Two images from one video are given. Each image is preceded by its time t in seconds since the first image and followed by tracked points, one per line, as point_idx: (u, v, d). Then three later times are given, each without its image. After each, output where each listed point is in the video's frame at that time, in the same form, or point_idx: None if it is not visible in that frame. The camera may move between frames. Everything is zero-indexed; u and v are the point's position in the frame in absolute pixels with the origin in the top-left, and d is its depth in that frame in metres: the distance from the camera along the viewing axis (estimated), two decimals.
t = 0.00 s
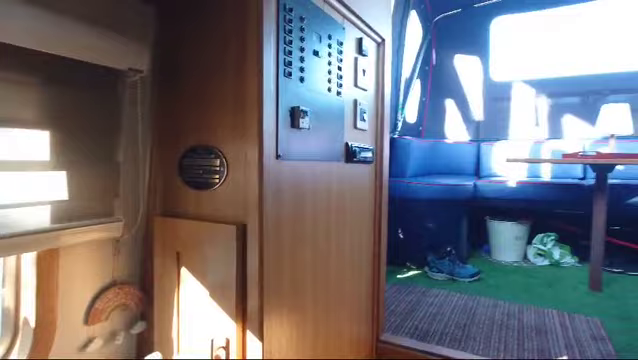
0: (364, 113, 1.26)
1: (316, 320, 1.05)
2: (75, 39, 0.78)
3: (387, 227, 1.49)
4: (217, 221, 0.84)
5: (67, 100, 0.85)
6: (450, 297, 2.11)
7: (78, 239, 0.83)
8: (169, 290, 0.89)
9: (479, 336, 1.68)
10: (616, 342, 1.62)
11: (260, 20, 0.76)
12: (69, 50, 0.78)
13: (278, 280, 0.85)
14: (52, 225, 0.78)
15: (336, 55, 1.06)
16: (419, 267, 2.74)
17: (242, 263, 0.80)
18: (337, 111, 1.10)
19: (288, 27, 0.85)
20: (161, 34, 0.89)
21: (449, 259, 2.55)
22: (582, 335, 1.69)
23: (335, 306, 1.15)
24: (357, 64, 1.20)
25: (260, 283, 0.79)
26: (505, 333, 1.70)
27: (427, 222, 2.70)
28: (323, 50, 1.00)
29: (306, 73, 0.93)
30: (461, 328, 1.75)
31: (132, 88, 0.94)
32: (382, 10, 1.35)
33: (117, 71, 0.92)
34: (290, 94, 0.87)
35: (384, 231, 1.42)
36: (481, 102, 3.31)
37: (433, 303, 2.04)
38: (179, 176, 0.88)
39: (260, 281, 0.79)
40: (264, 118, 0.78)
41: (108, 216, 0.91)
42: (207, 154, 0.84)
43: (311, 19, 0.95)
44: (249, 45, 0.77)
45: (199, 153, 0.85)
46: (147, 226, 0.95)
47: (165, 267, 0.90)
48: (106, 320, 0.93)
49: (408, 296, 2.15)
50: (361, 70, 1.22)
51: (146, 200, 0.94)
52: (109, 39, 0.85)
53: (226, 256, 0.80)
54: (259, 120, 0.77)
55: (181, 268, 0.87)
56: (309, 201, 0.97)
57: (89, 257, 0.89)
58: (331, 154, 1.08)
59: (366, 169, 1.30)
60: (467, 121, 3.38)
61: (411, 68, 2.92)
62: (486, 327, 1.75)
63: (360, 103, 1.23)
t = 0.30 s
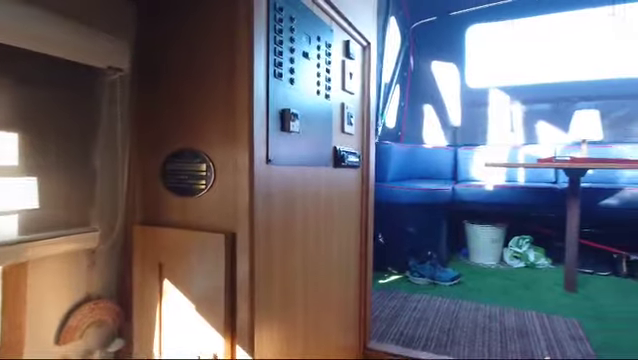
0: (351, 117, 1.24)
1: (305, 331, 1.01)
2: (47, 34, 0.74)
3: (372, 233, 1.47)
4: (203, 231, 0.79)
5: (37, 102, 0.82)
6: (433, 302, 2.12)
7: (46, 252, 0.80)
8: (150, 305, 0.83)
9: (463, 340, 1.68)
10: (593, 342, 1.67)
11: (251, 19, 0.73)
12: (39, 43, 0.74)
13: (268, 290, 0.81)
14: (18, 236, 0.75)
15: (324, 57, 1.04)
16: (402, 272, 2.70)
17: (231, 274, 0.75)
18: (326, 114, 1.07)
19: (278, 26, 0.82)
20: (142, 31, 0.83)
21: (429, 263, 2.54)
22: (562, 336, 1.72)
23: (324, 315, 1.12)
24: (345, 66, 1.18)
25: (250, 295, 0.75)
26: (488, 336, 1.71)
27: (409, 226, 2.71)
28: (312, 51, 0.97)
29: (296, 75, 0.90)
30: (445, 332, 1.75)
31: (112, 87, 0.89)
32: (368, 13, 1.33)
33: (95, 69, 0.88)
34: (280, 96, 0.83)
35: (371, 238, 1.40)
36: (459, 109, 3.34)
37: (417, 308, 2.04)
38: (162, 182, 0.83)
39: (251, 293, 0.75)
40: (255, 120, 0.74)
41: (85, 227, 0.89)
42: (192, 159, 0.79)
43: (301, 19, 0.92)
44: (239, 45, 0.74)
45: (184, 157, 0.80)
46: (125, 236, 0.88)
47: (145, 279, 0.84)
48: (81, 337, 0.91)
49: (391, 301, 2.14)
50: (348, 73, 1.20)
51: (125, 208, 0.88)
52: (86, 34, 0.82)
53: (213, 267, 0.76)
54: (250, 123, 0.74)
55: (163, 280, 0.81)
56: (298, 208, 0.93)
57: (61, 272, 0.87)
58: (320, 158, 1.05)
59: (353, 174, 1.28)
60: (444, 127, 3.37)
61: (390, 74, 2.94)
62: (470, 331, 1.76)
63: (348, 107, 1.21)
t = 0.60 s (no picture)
0: (339, 119, 1.19)
1: (294, 347, 0.94)
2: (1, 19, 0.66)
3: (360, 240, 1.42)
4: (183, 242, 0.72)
5: None
6: (418, 308, 2.08)
7: None
8: (120, 324, 0.74)
9: (451, 346, 1.65)
10: (578, 345, 1.67)
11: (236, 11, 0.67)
12: None
13: (255, 304, 0.75)
14: None
15: (313, 55, 0.98)
16: (384, 278, 2.62)
17: (215, 289, 0.69)
18: (314, 115, 1.01)
19: (266, 19, 0.76)
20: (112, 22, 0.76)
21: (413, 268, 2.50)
22: (547, 340, 1.71)
23: (313, 328, 1.05)
24: (333, 66, 1.12)
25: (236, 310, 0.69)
26: (475, 343, 1.69)
27: (393, 232, 2.68)
28: (301, 48, 0.92)
29: (285, 72, 0.85)
30: (432, 339, 1.72)
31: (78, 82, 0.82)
32: (355, 12, 1.29)
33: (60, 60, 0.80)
34: (268, 94, 0.77)
35: (358, 244, 1.35)
36: (439, 114, 3.37)
37: (403, 315, 1.99)
38: (135, 187, 0.75)
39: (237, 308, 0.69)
40: (241, 120, 0.68)
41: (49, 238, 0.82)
42: (170, 162, 0.72)
43: (289, 13, 0.87)
44: (222, 37, 0.68)
45: (161, 160, 0.73)
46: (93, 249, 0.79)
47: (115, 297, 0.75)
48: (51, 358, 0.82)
49: (376, 309, 2.09)
50: (336, 73, 1.15)
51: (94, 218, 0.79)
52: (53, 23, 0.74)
53: (195, 282, 0.69)
54: (237, 123, 0.68)
55: (137, 297, 0.73)
56: (285, 215, 0.87)
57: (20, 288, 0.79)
58: (308, 162, 0.99)
59: (341, 179, 1.23)
60: (425, 130, 3.40)
61: (372, 78, 2.92)
62: (457, 338, 1.73)
63: (336, 109, 1.16)
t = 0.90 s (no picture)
0: (325, 128, 1.14)
1: None
2: None
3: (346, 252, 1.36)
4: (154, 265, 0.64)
5: None
6: (403, 320, 2.04)
7: None
8: (82, 359, 0.66)
9: None
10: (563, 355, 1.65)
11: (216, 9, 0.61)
12: None
13: (235, 332, 0.68)
14: None
15: (297, 60, 0.93)
16: (367, 288, 2.56)
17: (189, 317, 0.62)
18: (299, 124, 0.96)
19: (248, 20, 0.70)
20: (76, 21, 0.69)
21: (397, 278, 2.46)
22: (533, 350, 1.69)
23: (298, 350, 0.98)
24: (318, 72, 1.07)
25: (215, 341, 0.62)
26: (462, 355, 1.65)
27: (376, 240, 2.64)
28: (285, 52, 0.86)
29: (268, 78, 0.78)
30: (419, 352, 1.67)
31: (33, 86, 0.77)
32: (340, 16, 1.24)
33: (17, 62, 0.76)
34: (250, 101, 0.71)
35: (345, 257, 1.29)
36: (421, 122, 3.37)
37: (388, 328, 1.94)
38: (100, 205, 0.67)
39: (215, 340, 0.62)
40: (220, 130, 0.62)
41: None
42: (140, 176, 0.65)
43: (272, 14, 0.81)
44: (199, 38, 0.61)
45: (129, 175, 0.65)
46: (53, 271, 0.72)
47: (77, 328, 0.66)
48: None
49: (361, 321, 2.03)
50: (321, 80, 1.10)
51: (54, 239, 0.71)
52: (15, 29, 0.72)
53: (168, 310, 0.62)
54: (214, 133, 0.61)
55: (101, 328, 0.65)
56: (268, 231, 0.81)
57: None
58: (292, 174, 0.93)
59: (326, 189, 1.17)
60: (407, 137, 3.40)
61: (355, 85, 2.89)
62: (443, 350, 1.69)
63: (321, 117, 1.11)
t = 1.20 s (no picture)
0: (310, 132, 1.10)
1: None
2: None
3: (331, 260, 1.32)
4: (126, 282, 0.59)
5: None
6: (388, 328, 2.01)
7: None
8: None
9: None
10: None
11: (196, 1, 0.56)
12: None
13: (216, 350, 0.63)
14: None
15: (281, 61, 0.89)
16: (351, 294, 2.51)
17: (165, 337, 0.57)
18: (283, 128, 0.92)
19: (230, 17, 0.66)
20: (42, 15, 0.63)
21: (382, 284, 2.44)
22: (517, 355, 1.69)
23: None
24: (302, 75, 1.04)
25: None
26: None
27: (360, 246, 2.61)
28: (269, 53, 0.82)
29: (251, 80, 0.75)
30: None
31: None
32: (325, 18, 1.21)
33: None
34: (232, 103, 0.67)
35: (330, 264, 1.25)
36: (404, 129, 3.39)
37: (373, 336, 1.91)
38: (66, 215, 0.61)
39: None
40: (200, 133, 0.57)
41: None
42: (111, 184, 0.59)
43: (256, 13, 0.77)
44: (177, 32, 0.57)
45: (100, 182, 0.60)
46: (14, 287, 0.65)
47: (39, 351, 0.60)
48: None
49: (345, 329, 1.99)
50: (306, 82, 1.06)
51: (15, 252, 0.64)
52: None
53: (141, 330, 0.56)
54: (194, 136, 0.56)
55: (66, 350, 0.59)
56: (252, 241, 0.76)
57: None
58: (277, 180, 0.89)
59: (311, 195, 1.13)
60: (389, 142, 3.40)
61: (338, 90, 2.87)
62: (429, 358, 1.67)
63: (306, 121, 1.07)
